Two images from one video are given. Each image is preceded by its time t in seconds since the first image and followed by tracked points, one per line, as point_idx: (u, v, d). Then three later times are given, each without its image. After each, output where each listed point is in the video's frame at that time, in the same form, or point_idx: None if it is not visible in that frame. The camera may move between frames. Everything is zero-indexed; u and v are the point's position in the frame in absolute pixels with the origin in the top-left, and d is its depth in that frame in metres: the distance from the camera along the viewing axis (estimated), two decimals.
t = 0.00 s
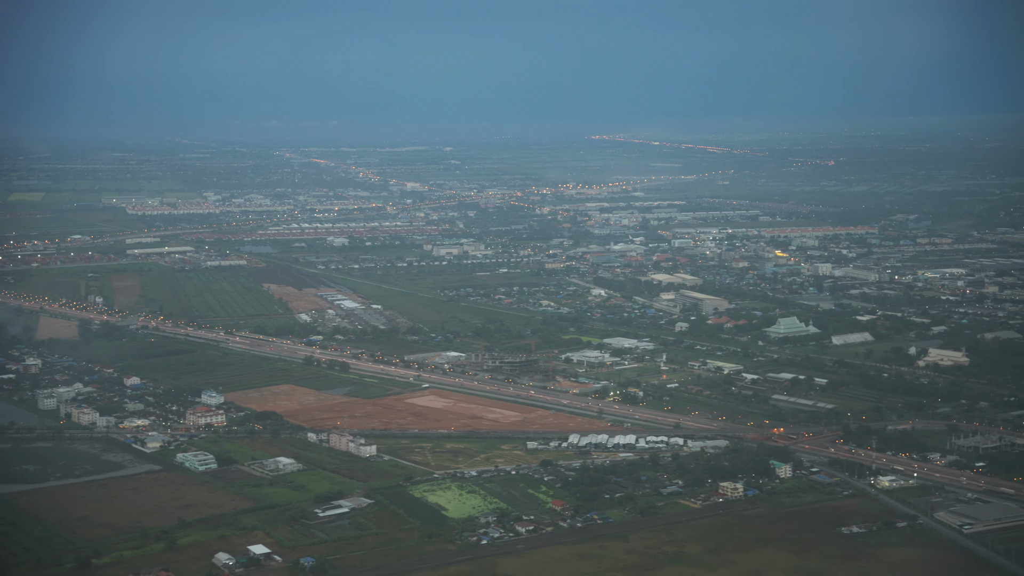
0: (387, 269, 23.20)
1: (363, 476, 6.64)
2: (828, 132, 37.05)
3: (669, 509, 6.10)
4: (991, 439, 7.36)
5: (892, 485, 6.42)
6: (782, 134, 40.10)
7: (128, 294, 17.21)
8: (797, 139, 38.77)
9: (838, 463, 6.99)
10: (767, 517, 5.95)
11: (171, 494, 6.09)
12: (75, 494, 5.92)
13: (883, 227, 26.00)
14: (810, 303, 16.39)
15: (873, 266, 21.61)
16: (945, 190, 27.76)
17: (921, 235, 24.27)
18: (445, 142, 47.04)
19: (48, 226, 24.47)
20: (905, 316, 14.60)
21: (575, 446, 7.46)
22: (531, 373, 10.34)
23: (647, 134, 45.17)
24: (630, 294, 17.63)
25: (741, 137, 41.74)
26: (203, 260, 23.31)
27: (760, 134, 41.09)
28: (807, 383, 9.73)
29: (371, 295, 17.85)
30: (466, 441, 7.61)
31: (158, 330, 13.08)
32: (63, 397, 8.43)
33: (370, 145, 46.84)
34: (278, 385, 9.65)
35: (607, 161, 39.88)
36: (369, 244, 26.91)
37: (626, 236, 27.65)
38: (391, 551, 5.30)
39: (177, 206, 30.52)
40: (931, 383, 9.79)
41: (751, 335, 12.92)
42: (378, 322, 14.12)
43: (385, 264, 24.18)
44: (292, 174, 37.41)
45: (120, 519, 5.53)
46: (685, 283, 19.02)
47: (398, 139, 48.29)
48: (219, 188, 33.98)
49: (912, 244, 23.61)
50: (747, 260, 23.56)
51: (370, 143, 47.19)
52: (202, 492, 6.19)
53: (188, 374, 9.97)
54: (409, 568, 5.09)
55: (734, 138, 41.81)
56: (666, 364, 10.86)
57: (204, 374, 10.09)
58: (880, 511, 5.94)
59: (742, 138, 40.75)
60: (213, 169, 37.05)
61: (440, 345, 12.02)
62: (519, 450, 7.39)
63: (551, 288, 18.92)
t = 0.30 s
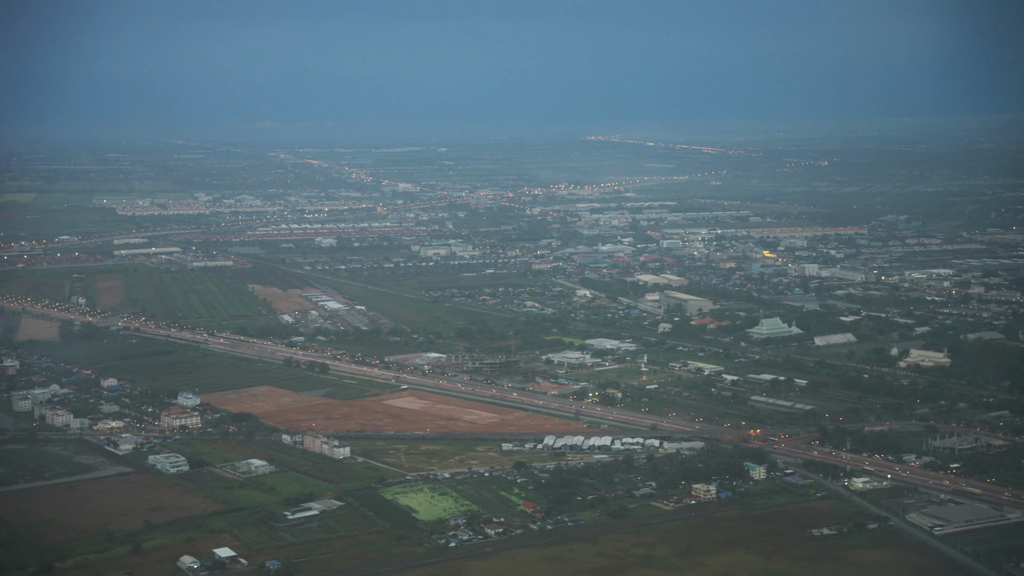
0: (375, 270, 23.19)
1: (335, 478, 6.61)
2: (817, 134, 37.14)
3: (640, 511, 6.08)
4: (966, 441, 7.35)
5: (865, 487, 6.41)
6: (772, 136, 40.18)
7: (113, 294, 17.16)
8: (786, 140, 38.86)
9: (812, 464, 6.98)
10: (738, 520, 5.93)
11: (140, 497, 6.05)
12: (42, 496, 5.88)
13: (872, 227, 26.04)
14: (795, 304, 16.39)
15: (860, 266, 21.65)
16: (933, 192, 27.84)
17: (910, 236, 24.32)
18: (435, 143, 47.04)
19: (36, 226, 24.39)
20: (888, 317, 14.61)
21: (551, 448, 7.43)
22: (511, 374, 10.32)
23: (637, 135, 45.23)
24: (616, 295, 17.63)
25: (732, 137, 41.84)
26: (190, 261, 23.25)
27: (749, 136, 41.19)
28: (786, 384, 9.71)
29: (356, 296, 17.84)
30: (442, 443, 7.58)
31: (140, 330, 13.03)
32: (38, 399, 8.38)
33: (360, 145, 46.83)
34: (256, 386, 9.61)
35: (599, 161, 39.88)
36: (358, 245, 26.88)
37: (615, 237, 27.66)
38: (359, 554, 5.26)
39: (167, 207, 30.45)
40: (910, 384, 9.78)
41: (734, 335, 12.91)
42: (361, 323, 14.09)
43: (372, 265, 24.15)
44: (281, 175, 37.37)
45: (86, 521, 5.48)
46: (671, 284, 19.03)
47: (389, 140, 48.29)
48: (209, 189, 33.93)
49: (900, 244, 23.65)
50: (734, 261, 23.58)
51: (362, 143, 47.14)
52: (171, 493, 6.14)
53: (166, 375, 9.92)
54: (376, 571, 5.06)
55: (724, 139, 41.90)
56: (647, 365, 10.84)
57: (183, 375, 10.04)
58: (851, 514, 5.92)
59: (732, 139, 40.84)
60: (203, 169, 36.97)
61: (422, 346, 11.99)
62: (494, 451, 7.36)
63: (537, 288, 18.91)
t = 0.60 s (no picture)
0: (365, 270, 23.12)
1: (310, 478, 6.57)
2: (811, 133, 37.13)
3: (616, 512, 6.06)
4: (946, 441, 7.35)
5: (841, 487, 6.40)
6: (766, 136, 40.15)
7: (100, 294, 17.06)
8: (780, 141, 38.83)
9: (790, 464, 6.96)
10: (713, 521, 5.91)
11: (112, 498, 6.01)
12: (13, 496, 5.83)
13: (865, 227, 26.03)
14: (783, 303, 16.38)
15: (851, 266, 21.63)
16: (925, 193, 27.84)
17: (902, 235, 24.32)
18: (428, 142, 46.95)
19: (27, 226, 24.31)
20: (875, 316, 14.60)
21: (529, 448, 7.40)
22: (494, 373, 10.28)
23: (631, 134, 45.17)
24: (604, 294, 17.61)
25: (726, 137, 41.81)
26: (180, 260, 23.19)
27: (743, 136, 41.17)
28: (770, 384, 9.69)
29: (345, 296, 17.77)
30: (421, 444, 7.55)
31: (124, 330, 12.99)
32: (15, 399, 8.33)
33: (353, 145, 46.71)
34: (238, 387, 9.58)
35: (595, 161, 39.86)
36: (349, 245, 26.83)
37: (607, 236, 27.64)
38: (328, 556, 5.23)
39: (161, 206, 30.38)
40: (893, 384, 9.76)
41: (719, 334, 12.88)
42: (347, 323, 14.07)
43: (362, 265, 24.10)
44: (274, 174, 37.25)
45: (55, 522, 5.45)
46: (661, 283, 19.01)
47: (382, 140, 48.19)
48: (201, 188, 33.81)
49: (893, 244, 23.66)
50: (726, 260, 23.57)
51: (357, 143, 47.08)
52: (144, 495, 6.10)
53: (147, 376, 9.88)
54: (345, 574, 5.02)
55: (718, 139, 41.88)
56: (632, 365, 10.81)
57: (164, 375, 10.00)
58: (826, 515, 5.92)
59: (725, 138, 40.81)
60: (197, 168, 36.89)
61: (407, 346, 11.96)
62: (472, 452, 7.34)
63: (526, 288, 18.89)
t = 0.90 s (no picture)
0: (351, 266, 23.03)
1: (281, 476, 6.53)
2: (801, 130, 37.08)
3: (587, 509, 6.04)
4: (920, 438, 7.34)
5: (815, 484, 6.39)
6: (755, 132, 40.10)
7: (84, 290, 16.94)
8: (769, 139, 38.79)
9: (763, 461, 6.95)
10: (683, 518, 5.89)
11: (79, 495, 5.95)
12: None
13: (854, 223, 26.01)
14: (768, 299, 16.37)
15: (838, 263, 21.60)
16: (913, 191, 27.83)
17: (891, 232, 24.35)
18: (418, 138, 46.81)
19: (12, 221, 24.19)
20: (858, 313, 14.60)
21: (503, 445, 7.38)
22: (473, 370, 10.26)
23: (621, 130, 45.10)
24: (589, 291, 17.59)
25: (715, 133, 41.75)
26: (166, 256, 23.09)
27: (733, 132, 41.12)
28: (749, 381, 9.67)
29: (328, 292, 17.68)
30: (395, 441, 7.53)
31: (105, 326, 12.92)
32: None
33: (343, 141, 46.57)
34: (215, 383, 9.53)
35: (587, 157, 39.82)
36: (337, 241, 26.76)
37: (595, 232, 27.61)
38: (295, 554, 5.19)
39: (150, 202, 30.26)
40: (872, 380, 9.75)
41: (702, 331, 12.87)
42: (329, 319, 14.03)
43: (348, 261, 24.04)
44: (263, 169, 37.08)
45: (20, 520, 5.40)
46: (646, 280, 18.99)
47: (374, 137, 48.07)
48: (190, 183, 33.66)
49: (881, 240, 23.67)
50: (713, 257, 23.57)
51: (348, 138, 46.96)
52: (113, 493, 6.05)
53: (124, 372, 9.83)
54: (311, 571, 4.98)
55: (707, 135, 41.81)
56: (612, 362, 10.78)
57: (141, 371, 9.95)
58: (796, 513, 5.91)
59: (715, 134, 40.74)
60: (186, 164, 36.75)
61: (388, 342, 11.92)
62: (446, 449, 7.31)
63: (511, 285, 18.86)
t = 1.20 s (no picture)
0: (341, 252, 22.95)
1: (256, 462, 6.50)
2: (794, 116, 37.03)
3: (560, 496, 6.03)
4: (899, 424, 7.33)
5: (790, 471, 6.38)
6: (749, 118, 40.03)
7: (70, 276, 16.85)
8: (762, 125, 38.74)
9: (741, 448, 6.93)
10: (657, 504, 5.88)
11: (50, 482, 5.91)
12: None
13: (847, 209, 25.99)
14: (756, 285, 16.34)
15: (828, 248, 21.58)
16: (906, 177, 27.81)
17: (883, 217, 24.33)
18: (411, 124, 46.66)
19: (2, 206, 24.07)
20: (845, 298, 14.58)
21: (481, 431, 7.35)
22: (455, 356, 10.22)
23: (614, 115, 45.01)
24: (577, 276, 17.56)
25: (709, 119, 41.67)
26: (155, 241, 22.99)
27: (726, 117, 41.05)
28: (732, 367, 9.65)
29: (316, 278, 17.62)
30: (372, 428, 7.50)
31: (88, 311, 12.86)
32: None
33: (337, 125, 46.40)
34: (195, 369, 9.49)
35: (583, 143, 39.72)
36: (328, 226, 26.67)
37: (587, 218, 27.55)
38: (264, 541, 5.16)
39: (143, 186, 30.13)
40: (855, 366, 9.73)
41: (687, 317, 12.84)
42: (314, 305, 13.99)
43: (338, 246, 23.97)
44: (256, 154, 36.95)
45: None
46: (635, 265, 18.95)
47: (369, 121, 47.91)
48: (182, 167, 33.53)
49: (872, 226, 23.65)
50: (703, 242, 23.54)
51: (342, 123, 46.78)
52: (84, 479, 6.01)
53: (105, 358, 9.78)
54: (279, 558, 4.95)
55: (701, 121, 41.74)
56: (595, 348, 10.75)
57: (122, 357, 9.90)
58: (770, 499, 5.90)
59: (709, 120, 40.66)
60: (178, 148, 36.59)
61: (372, 328, 11.88)
62: (424, 435, 7.29)
63: (499, 270, 18.81)
